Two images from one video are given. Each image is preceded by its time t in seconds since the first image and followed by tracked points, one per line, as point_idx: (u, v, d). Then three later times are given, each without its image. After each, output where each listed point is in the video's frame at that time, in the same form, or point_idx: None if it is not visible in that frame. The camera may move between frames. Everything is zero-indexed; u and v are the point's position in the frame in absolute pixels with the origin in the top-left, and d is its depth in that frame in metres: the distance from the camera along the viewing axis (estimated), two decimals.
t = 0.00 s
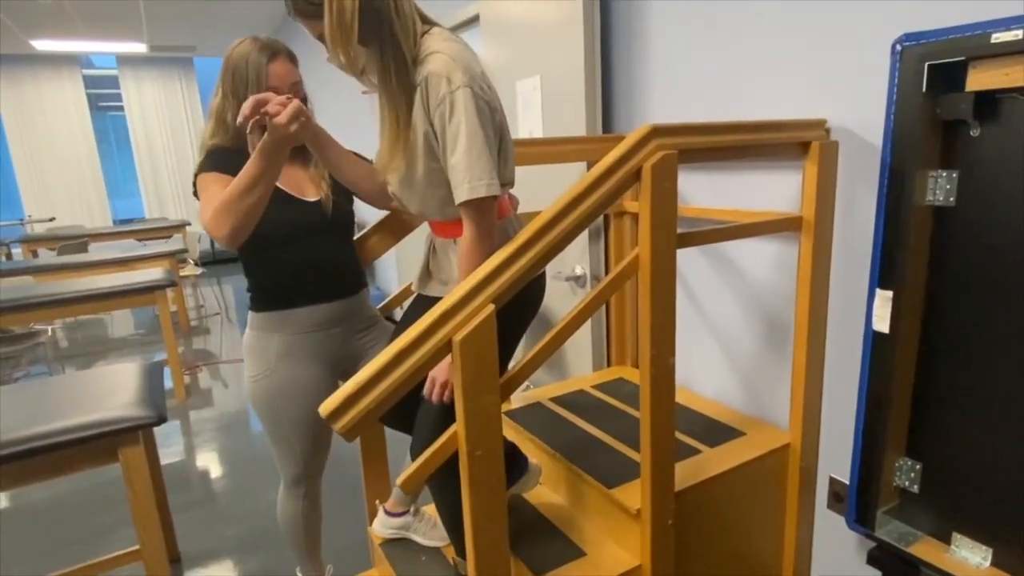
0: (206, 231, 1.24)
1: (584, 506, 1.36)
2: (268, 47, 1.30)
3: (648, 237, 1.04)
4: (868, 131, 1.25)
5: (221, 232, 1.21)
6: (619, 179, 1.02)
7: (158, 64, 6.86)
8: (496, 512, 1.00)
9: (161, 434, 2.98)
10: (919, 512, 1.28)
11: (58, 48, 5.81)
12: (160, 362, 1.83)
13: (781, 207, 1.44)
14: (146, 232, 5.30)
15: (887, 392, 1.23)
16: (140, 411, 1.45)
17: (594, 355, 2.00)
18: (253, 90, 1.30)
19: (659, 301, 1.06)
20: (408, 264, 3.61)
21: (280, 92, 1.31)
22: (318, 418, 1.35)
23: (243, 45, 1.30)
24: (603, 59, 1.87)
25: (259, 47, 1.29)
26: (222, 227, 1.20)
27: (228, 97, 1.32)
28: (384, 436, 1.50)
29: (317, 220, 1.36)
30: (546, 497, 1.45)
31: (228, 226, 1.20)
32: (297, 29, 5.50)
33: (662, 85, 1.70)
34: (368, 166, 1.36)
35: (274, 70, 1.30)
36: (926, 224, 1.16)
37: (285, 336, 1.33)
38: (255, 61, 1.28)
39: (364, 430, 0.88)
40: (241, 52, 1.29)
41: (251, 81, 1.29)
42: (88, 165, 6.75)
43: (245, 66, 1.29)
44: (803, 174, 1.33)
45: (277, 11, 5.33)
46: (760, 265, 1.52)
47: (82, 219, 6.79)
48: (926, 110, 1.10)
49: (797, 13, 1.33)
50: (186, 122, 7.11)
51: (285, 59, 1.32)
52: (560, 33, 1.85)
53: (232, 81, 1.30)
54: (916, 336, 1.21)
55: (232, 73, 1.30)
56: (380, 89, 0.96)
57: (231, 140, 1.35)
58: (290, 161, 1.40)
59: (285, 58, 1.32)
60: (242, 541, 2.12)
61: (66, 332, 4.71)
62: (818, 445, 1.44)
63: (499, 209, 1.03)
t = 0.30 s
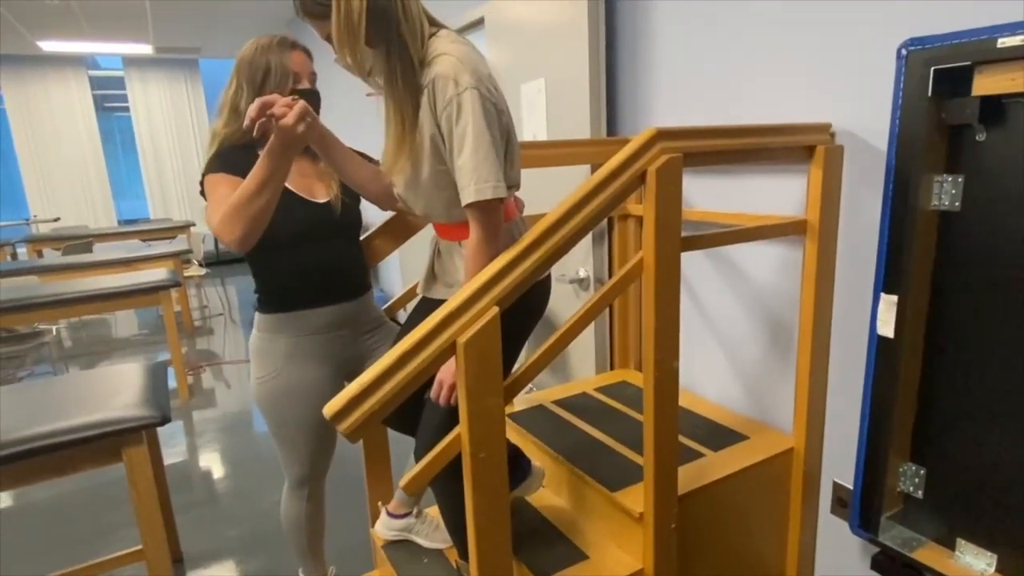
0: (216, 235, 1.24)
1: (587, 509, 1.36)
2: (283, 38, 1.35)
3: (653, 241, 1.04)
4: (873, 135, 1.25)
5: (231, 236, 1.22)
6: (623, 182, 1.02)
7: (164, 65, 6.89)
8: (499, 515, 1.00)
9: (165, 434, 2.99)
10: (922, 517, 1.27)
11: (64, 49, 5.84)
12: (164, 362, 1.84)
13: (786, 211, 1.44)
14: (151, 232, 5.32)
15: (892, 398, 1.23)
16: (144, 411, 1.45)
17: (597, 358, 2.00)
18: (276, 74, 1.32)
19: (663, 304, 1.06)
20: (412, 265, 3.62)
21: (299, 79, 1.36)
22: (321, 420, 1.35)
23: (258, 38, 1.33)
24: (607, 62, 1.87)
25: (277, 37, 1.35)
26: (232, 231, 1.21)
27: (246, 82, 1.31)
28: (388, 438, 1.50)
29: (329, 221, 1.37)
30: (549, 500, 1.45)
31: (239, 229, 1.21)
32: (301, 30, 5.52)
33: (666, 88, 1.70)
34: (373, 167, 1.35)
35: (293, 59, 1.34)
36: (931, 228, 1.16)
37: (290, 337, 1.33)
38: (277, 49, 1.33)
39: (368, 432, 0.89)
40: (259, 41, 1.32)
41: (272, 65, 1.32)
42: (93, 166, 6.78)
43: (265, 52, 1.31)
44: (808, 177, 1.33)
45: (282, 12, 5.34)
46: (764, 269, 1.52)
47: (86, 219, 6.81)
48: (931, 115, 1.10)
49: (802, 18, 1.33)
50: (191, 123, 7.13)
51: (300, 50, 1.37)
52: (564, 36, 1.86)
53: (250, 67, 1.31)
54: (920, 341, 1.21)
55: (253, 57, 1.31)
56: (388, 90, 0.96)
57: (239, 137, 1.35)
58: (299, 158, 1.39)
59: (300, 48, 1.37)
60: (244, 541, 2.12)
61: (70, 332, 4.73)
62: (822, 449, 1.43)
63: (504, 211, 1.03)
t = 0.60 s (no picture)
0: (227, 237, 1.25)
1: (589, 511, 1.36)
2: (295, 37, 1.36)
3: (657, 244, 1.05)
4: (878, 139, 1.25)
5: (242, 237, 1.23)
6: (628, 185, 1.02)
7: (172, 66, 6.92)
8: (501, 516, 1.01)
9: (170, 432, 3.00)
10: (925, 521, 1.27)
11: (72, 49, 5.88)
12: (169, 361, 1.85)
13: (790, 215, 1.44)
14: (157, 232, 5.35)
15: (896, 402, 1.23)
16: (150, 409, 1.46)
17: (601, 360, 2.00)
18: (291, 72, 1.33)
19: (666, 307, 1.07)
20: (416, 266, 3.63)
21: (313, 77, 1.37)
22: (326, 420, 1.35)
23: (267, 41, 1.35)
24: (613, 65, 1.87)
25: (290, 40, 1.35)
26: (242, 233, 1.22)
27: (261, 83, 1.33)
28: (391, 438, 1.51)
29: (338, 223, 1.38)
30: (552, 502, 1.46)
31: (249, 231, 1.22)
32: (308, 32, 5.54)
33: (672, 91, 1.70)
34: (378, 167, 1.36)
35: (308, 60, 1.36)
36: (936, 233, 1.16)
37: (296, 338, 1.34)
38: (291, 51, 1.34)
39: (373, 432, 0.89)
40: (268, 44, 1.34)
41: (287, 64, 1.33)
42: (100, 165, 6.82)
43: (279, 52, 1.33)
44: (813, 181, 1.33)
45: (289, 14, 5.37)
46: (768, 273, 1.52)
47: (93, 219, 6.85)
48: (936, 120, 1.10)
49: (808, 22, 1.33)
50: (198, 123, 7.17)
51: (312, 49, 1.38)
52: (571, 39, 1.86)
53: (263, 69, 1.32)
54: (924, 345, 1.21)
55: (267, 59, 1.32)
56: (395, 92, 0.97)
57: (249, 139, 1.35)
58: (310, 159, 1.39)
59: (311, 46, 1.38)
60: (248, 540, 2.13)
61: (77, 330, 4.76)
62: (825, 453, 1.43)
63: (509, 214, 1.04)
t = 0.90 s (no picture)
0: (235, 235, 1.27)
1: (591, 512, 1.36)
2: (329, 52, 1.36)
3: (658, 247, 1.06)
4: (880, 143, 1.26)
5: (250, 236, 1.24)
6: (630, 187, 1.03)
7: (179, 67, 6.97)
8: (502, 515, 1.02)
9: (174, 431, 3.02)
10: (925, 524, 1.27)
11: (80, 50, 5.92)
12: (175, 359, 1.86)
13: (792, 218, 1.44)
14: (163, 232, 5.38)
15: (896, 405, 1.23)
16: (155, 407, 1.48)
17: (603, 361, 2.00)
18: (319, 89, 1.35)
19: (667, 308, 1.07)
20: (420, 267, 3.64)
21: (337, 97, 1.39)
22: (329, 418, 1.37)
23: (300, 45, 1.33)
24: (617, 68, 1.88)
25: (324, 54, 1.35)
26: (250, 232, 1.24)
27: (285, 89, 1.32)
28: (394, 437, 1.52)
29: (345, 221, 1.39)
30: (554, 502, 1.46)
31: (256, 230, 1.23)
32: (315, 33, 5.58)
33: (675, 94, 1.71)
34: (383, 167, 1.37)
35: (336, 76, 1.36)
36: (937, 236, 1.16)
37: (300, 336, 1.35)
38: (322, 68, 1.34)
39: (375, 430, 0.90)
40: (301, 52, 1.33)
41: (316, 80, 1.34)
42: (107, 165, 6.86)
43: (311, 67, 1.33)
44: (815, 184, 1.33)
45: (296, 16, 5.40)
46: (770, 275, 1.53)
47: (100, 218, 6.89)
48: (937, 123, 1.11)
49: (811, 26, 1.34)
50: (205, 124, 7.21)
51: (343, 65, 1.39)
52: (575, 42, 1.87)
53: (291, 77, 1.32)
54: (925, 348, 1.21)
55: (297, 70, 1.32)
56: (401, 94, 0.99)
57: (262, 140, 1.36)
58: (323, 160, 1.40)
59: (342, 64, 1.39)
60: (251, 538, 2.14)
61: (82, 329, 4.79)
62: (826, 455, 1.44)
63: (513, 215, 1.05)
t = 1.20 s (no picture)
0: (234, 233, 1.28)
1: (589, 512, 1.37)
2: (340, 67, 1.36)
3: (658, 247, 1.06)
4: (880, 145, 1.26)
5: (248, 235, 1.26)
6: (630, 188, 1.04)
7: (187, 67, 7.01)
8: (501, 511, 1.03)
9: (178, 428, 3.04)
10: (923, 526, 1.28)
11: (89, 49, 5.97)
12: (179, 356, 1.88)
13: (793, 219, 1.45)
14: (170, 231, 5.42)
15: (895, 407, 1.23)
16: (160, 402, 1.49)
17: (604, 362, 2.01)
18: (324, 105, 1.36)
19: (667, 308, 1.08)
20: (424, 268, 3.66)
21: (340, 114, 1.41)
22: (330, 415, 1.38)
23: (312, 57, 1.34)
24: (620, 69, 1.89)
25: (334, 70, 1.35)
26: (249, 232, 1.25)
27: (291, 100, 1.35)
28: (396, 435, 1.53)
29: (347, 221, 1.40)
30: (553, 501, 1.47)
31: (255, 230, 1.25)
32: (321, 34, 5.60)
33: (678, 96, 1.72)
34: (385, 168, 1.38)
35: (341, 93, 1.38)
36: (936, 239, 1.17)
37: (303, 333, 1.36)
38: (329, 84, 1.35)
39: (375, 426, 0.91)
40: (312, 65, 1.34)
41: (323, 96, 1.36)
42: (115, 164, 6.91)
43: (319, 83, 1.34)
44: (816, 186, 1.34)
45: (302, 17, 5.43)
46: (771, 276, 1.53)
47: (107, 216, 6.94)
48: (936, 126, 1.11)
49: (813, 30, 1.34)
50: (212, 124, 7.25)
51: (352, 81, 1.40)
52: (578, 44, 1.88)
53: (298, 89, 1.34)
54: (924, 351, 1.22)
55: (304, 81, 1.34)
56: (402, 95, 1.00)
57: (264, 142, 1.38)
58: (325, 162, 1.41)
59: (352, 79, 1.40)
60: (254, 535, 2.16)
61: (89, 327, 4.82)
62: (825, 457, 1.44)
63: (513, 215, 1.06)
